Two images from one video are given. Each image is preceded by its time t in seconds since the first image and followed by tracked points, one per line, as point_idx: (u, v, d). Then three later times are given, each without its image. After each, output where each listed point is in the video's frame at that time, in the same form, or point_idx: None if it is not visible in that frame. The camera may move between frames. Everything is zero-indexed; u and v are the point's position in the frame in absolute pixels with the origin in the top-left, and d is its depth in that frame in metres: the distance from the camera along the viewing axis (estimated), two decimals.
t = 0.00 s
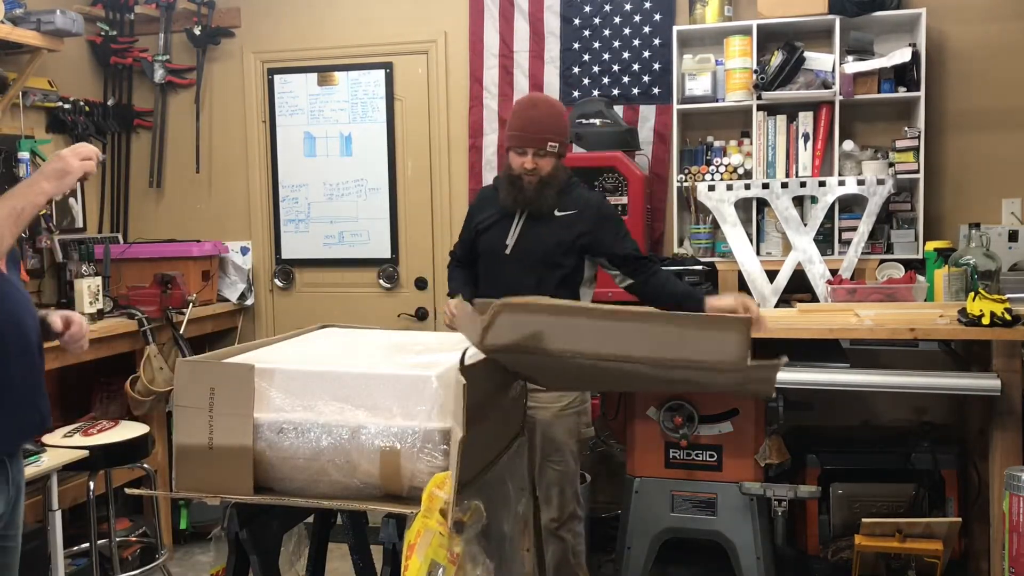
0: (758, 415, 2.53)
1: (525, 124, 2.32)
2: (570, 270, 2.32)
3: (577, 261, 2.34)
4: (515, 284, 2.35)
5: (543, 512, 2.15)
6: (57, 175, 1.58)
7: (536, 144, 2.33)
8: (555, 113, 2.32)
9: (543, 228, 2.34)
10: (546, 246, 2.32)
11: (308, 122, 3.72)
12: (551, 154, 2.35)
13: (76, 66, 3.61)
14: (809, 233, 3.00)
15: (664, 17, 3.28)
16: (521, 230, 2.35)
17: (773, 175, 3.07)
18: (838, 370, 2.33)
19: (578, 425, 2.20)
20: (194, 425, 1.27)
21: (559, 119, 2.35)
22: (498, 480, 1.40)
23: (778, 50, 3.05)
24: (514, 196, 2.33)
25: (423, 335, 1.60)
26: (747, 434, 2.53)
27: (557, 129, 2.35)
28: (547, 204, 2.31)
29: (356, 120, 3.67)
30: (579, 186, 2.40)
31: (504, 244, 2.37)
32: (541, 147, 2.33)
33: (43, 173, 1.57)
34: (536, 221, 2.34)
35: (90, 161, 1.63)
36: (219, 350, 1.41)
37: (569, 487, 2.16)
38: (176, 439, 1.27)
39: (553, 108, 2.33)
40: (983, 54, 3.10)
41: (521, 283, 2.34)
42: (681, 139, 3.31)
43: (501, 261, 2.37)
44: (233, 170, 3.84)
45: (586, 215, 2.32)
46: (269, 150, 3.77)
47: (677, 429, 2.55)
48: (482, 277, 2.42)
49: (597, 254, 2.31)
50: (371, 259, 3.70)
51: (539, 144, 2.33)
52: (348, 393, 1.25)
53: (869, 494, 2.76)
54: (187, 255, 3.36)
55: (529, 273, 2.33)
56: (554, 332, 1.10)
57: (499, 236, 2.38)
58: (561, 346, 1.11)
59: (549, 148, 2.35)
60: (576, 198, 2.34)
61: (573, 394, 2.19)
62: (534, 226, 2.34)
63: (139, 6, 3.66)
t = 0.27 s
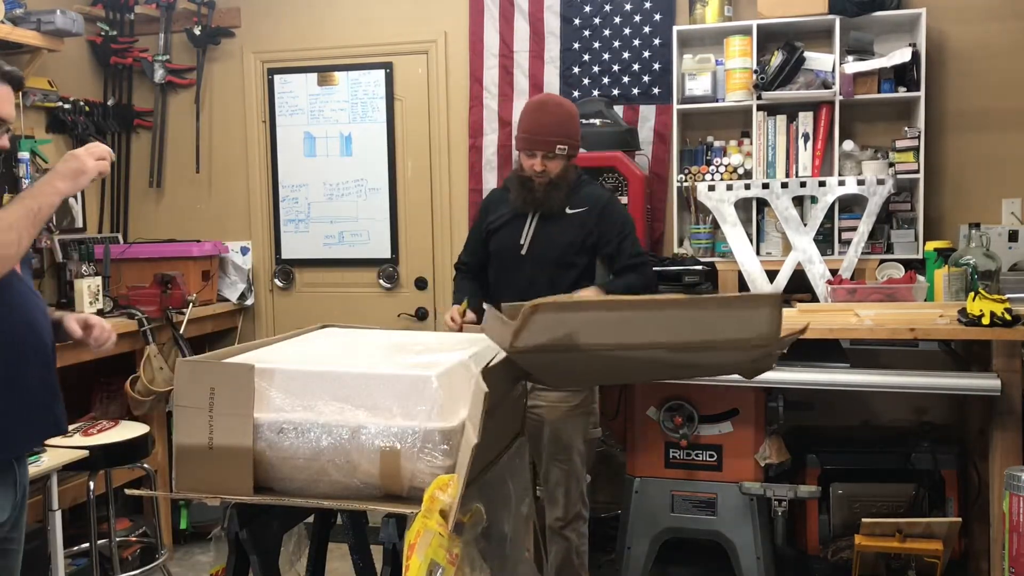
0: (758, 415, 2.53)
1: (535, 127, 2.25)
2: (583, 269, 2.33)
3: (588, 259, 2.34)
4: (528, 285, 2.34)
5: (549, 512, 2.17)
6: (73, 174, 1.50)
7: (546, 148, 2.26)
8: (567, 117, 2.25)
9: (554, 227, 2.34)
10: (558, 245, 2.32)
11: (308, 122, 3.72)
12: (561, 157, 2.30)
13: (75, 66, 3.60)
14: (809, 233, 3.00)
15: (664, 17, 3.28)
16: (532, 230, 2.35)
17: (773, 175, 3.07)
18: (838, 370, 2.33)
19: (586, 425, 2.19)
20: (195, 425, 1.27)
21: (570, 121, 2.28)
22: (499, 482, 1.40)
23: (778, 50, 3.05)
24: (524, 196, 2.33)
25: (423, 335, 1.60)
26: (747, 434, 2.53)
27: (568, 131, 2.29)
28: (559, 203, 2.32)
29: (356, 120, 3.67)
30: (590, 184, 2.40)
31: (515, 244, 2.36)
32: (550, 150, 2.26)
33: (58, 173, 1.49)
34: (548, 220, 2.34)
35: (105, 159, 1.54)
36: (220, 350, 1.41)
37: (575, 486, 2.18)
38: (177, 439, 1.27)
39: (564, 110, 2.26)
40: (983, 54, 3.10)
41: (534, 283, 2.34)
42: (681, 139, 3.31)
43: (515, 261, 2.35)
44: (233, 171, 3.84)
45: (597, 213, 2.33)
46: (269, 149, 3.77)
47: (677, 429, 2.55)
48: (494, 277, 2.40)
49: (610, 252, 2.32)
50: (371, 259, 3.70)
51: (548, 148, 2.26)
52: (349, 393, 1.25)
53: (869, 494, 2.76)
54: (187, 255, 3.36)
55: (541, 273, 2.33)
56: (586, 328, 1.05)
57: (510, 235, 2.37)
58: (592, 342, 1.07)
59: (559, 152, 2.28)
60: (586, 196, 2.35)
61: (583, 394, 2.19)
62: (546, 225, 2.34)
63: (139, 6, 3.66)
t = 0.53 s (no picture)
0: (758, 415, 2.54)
1: (537, 132, 2.25)
2: (584, 273, 2.33)
3: (590, 264, 2.34)
4: (530, 287, 2.34)
5: (551, 512, 2.24)
6: (92, 178, 1.55)
7: (549, 151, 2.26)
8: (569, 119, 2.24)
9: (558, 230, 2.33)
10: (561, 249, 2.31)
11: (308, 122, 3.72)
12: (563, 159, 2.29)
13: (75, 66, 3.60)
14: (809, 233, 3.00)
15: (664, 17, 3.28)
16: (534, 232, 2.34)
17: (773, 175, 3.07)
18: (838, 370, 2.33)
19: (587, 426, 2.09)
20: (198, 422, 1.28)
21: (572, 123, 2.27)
22: (498, 482, 1.41)
23: (778, 50, 3.05)
24: (527, 200, 2.33)
25: (423, 334, 1.60)
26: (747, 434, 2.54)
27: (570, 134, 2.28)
28: (563, 206, 2.31)
29: (356, 120, 3.67)
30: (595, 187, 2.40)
31: (517, 245, 2.36)
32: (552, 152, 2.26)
33: (77, 177, 1.54)
34: (551, 223, 2.34)
35: (119, 163, 1.61)
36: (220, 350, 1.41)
37: (575, 486, 2.22)
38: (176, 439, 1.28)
39: (567, 112, 2.25)
40: (984, 54, 3.10)
41: (536, 285, 2.34)
42: (681, 139, 3.31)
43: (517, 262, 2.35)
44: (233, 171, 3.84)
45: (600, 218, 2.33)
46: (269, 149, 3.77)
47: (677, 430, 2.54)
48: (496, 278, 2.40)
49: (613, 257, 2.32)
50: (371, 259, 3.70)
51: (550, 151, 2.26)
52: (349, 394, 1.24)
53: (869, 494, 2.76)
54: (188, 255, 3.36)
55: (542, 275, 2.32)
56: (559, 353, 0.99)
57: (513, 237, 2.37)
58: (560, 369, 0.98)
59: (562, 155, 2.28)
60: (590, 200, 2.34)
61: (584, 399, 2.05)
62: (549, 228, 2.33)
63: (139, 6, 3.66)
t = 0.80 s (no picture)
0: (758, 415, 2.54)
1: (538, 128, 2.18)
2: (582, 277, 2.26)
3: (588, 268, 2.27)
4: (528, 289, 2.29)
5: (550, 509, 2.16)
6: (112, 179, 1.31)
7: (549, 147, 2.18)
8: (571, 117, 2.17)
9: (557, 232, 2.26)
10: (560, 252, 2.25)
11: (308, 122, 3.72)
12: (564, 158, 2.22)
13: (75, 66, 3.60)
14: (809, 233, 3.00)
15: (664, 17, 3.28)
16: (532, 234, 2.29)
17: (773, 175, 3.07)
18: (838, 370, 2.33)
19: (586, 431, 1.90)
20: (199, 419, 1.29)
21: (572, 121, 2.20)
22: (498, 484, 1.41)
23: (778, 50, 3.05)
24: (528, 199, 2.26)
25: (423, 335, 1.60)
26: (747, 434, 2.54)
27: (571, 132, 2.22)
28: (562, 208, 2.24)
29: (356, 120, 3.67)
30: (596, 189, 2.30)
31: (515, 246, 2.30)
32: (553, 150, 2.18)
33: (93, 179, 1.29)
34: (550, 225, 2.27)
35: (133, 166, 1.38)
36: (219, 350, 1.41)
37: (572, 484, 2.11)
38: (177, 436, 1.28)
39: (569, 111, 2.18)
40: (984, 54, 3.10)
41: (534, 288, 2.28)
42: (681, 139, 3.31)
43: (515, 264, 2.30)
44: (233, 171, 3.84)
45: (599, 222, 2.23)
46: (269, 150, 3.77)
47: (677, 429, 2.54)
48: (495, 278, 2.36)
49: (613, 261, 2.23)
50: (371, 259, 3.70)
51: (550, 147, 2.19)
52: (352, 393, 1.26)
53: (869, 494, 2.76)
54: (188, 255, 3.36)
55: (540, 278, 2.27)
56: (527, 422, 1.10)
57: (513, 236, 2.31)
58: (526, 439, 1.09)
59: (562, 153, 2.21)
60: (590, 202, 2.26)
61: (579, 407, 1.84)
62: (548, 230, 2.27)
63: (139, 6, 3.66)
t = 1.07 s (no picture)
0: (757, 416, 2.54)
1: (551, 127, 2.18)
2: (576, 284, 2.26)
3: (584, 275, 2.26)
4: (522, 291, 2.29)
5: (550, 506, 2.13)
6: (124, 185, 1.34)
7: (560, 149, 2.18)
8: (582, 118, 2.18)
9: (556, 237, 2.26)
10: (558, 259, 2.25)
11: (308, 122, 3.72)
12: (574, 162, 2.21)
13: (75, 66, 3.60)
14: (809, 233, 3.00)
15: (664, 17, 3.28)
16: (532, 236, 2.28)
17: (772, 175, 3.07)
18: (838, 370, 2.33)
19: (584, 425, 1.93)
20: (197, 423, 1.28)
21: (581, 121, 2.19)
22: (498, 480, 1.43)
23: (778, 50, 3.05)
24: (534, 200, 2.24)
25: (423, 335, 1.60)
26: (747, 434, 2.54)
27: (582, 133, 2.21)
28: (562, 214, 2.22)
29: (356, 120, 3.67)
30: (598, 198, 2.28)
31: (514, 246, 2.30)
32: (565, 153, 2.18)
33: (109, 182, 1.32)
34: (550, 229, 2.26)
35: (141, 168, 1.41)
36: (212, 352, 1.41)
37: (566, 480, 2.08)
38: (174, 442, 1.28)
39: (580, 112, 2.19)
40: (984, 53, 3.10)
41: (529, 291, 2.29)
42: (681, 139, 3.31)
43: (512, 263, 2.30)
44: (232, 171, 3.84)
45: (598, 232, 2.21)
46: (269, 150, 3.77)
47: (677, 429, 2.55)
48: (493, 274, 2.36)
49: (610, 274, 2.19)
50: (371, 259, 3.70)
51: (562, 148, 2.18)
52: (351, 393, 1.26)
53: (869, 493, 2.76)
54: (187, 255, 3.36)
55: (536, 282, 2.28)
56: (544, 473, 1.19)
57: (512, 235, 2.30)
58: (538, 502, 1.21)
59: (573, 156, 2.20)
60: (592, 210, 2.24)
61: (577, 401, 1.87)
62: (548, 234, 2.26)
63: (139, 6, 3.66)
